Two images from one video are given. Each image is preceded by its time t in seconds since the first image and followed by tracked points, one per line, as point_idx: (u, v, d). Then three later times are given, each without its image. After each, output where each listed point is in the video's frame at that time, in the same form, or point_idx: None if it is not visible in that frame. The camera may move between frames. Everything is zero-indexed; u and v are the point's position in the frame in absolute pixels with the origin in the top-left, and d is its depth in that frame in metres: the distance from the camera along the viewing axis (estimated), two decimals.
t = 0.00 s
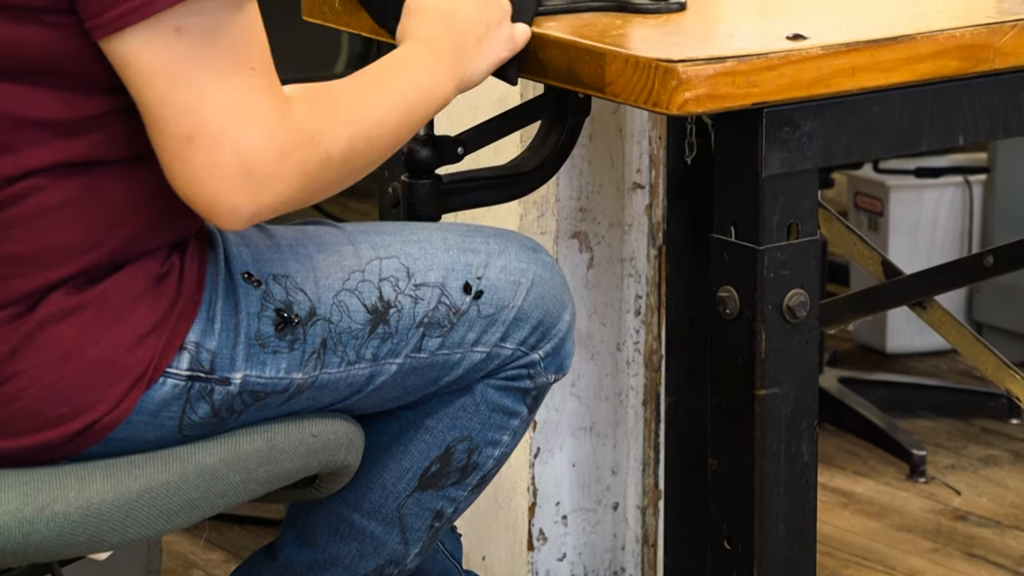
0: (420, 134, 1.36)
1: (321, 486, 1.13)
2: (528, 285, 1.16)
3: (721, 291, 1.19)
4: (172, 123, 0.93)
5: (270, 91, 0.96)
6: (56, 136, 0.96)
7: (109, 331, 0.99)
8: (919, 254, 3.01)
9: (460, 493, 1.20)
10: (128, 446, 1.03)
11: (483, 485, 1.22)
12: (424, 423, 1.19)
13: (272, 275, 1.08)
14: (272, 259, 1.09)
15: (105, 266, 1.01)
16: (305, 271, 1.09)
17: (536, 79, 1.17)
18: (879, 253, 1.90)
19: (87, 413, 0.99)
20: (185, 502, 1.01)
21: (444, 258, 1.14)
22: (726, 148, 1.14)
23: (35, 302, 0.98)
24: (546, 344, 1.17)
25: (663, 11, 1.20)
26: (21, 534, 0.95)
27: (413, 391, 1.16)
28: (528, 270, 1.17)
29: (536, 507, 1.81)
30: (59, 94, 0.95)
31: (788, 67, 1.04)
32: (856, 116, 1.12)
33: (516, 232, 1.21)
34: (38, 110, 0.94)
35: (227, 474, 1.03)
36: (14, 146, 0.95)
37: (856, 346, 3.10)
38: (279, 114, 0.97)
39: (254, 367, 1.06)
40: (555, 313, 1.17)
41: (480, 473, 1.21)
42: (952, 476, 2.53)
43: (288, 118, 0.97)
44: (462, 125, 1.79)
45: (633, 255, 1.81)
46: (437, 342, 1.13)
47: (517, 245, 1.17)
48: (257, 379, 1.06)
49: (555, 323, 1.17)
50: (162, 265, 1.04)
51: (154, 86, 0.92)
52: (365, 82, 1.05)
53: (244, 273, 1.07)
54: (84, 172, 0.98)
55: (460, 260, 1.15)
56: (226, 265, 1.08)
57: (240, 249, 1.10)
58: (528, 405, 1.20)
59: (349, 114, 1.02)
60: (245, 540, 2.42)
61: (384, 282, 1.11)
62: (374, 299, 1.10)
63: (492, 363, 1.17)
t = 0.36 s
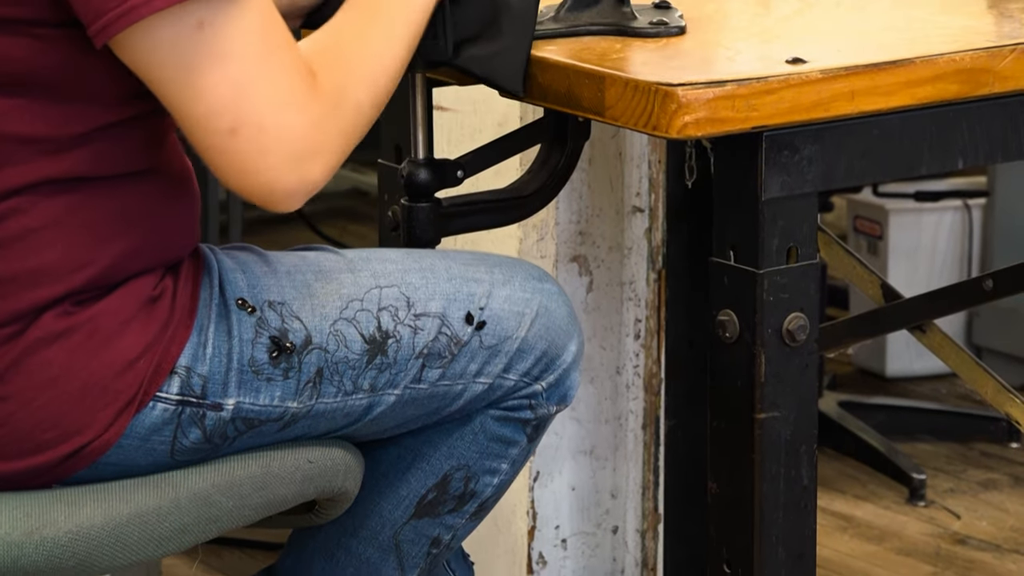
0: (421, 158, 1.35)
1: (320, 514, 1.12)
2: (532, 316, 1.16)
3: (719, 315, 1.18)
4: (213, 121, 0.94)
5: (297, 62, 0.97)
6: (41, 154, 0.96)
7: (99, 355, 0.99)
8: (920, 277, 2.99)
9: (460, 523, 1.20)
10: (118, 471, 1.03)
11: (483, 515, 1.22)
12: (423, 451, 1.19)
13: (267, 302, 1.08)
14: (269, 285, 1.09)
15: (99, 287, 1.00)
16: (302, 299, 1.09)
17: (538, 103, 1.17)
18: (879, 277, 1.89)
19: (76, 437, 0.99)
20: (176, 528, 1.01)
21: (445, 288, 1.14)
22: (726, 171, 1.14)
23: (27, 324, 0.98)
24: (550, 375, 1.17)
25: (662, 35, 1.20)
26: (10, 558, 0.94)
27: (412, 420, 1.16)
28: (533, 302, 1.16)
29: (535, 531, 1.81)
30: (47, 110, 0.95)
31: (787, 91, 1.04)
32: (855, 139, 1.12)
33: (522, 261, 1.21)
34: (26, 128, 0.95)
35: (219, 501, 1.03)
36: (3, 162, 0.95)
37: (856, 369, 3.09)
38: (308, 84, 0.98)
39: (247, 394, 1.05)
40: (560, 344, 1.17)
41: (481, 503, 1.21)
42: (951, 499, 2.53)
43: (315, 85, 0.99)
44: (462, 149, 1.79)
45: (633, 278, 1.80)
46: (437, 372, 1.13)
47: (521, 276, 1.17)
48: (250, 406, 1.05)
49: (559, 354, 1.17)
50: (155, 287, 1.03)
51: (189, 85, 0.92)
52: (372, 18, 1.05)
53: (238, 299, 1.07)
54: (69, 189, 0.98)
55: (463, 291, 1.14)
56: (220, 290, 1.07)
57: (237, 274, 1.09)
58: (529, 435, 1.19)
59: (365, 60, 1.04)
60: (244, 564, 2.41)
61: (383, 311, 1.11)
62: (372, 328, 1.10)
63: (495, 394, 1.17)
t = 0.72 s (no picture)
0: (421, 183, 1.35)
1: (319, 536, 1.12)
2: (531, 337, 1.15)
3: (719, 338, 1.18)
4: (198, 148, 0.94)
5: (290, 92, 0.97)
6: (40, 180, 0.96)
7: (97, 372, 0.98)
8: (918, 301, 2.96)
9: (459, 545, 1.20)
10: (118, 490, 1.03)
11: (482, 537, 1.21)
12: (422, 473, 1.18)
13: (266, 321, 1.07)
14: (267, 305, 1.09)
15: (98, 305, 1.00)
16: (300, 319, 1.09)
17: (536, 125, 1.18)
18: (879, 301, 1.88)
19: (75, 454, 0.99)
20: (173, 550, 1.00)
21: (443, 309, 1.14)
22: (726, 195, 1.14)
23: (25, 343, 0.97)
24: (549, 397, 1.16)
25: (663, 59, 1.20)
26: None
27: (410, 441, 1.15)
28: (532, 323, 1.16)
29: (533, 556, 1.80)
30: (48, 137, 0.95)
31: (788, 115, 1.04)
32: (854, 163, 1.12)
33: (521, 282, 1.21)
34: (26, 155, 0.95)
35: (217, 523, 1.02)
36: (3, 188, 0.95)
37: (855, 394, 3.08)
38: (300, 114, 0.98)
39: (244, 413, 1.05)
40: (559, 365, 1.16)
41: (479, 525, 1.20)
42: (951, 523, 2.52)
43: (309, 115, 0.99)
44: (462, 172, 1.79)
45: (632, 302, 1.80)
46: (436, 393, 1.13)
47: (520, 297, 1.17)
48: (248, 425, 1.05)
49: (558, 376, 1.16)
50: (154, 305, 1.03)
51: (175, 112, 0.92)
52: (383, 47, 1.05)
53: (235, 318, 1.07)
54: (72, 213, 0.98)
55: (461, 312, 1.14)
56: (218, 309, 1.07)
57: (235, 294, 1.09)
58: (527, 457, 1.19)
59: (370, 92, 1.03)
60: None
61: (381, 331, 1.11)
62: (370, 349, 1.10)
63: (494, 416, 1.16)
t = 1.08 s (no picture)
0: (421, 205, 1.36)
1: (318, 559, 1.12)
2: (531, 360, 1.15)
3: (719, 361, 1.18)
4: (215, 150, 0.93)
5: (301, 84, 0.95)
6: (36, 196, 0.96)
7: (96, 393, 0.98)
8: (919, 322, 2.86)
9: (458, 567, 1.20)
10: (117, 512, 1.02)
11: (481, 560, 1.21)
12: (421, 496, 1.18)
13: (264, 343, 1.07)
14: (266, 327, 1.08)
15: (95, 325, 1.00)
16: (300, 341, 1.09)
17: (534, 148, 1.18)
18: (879, 323, 1.87)
19: (73, 474, 0.98)
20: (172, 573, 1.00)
21: (443, 332, 1.13)
22: (727, 217, 1.14)
23: (26, 361, 0.97)
24: (549, 420, 1.16)
25: (662, 82, 1.20)
26: None
27: (410, 464, 1.15)
28: (531, 346, 1.16)
29: None
30: (41, 151, 0.95)
31: (787, 138, 1.04)
32: (853, 186, 1.12)
33: (520, 305, 1.20)
34: (22, 168, 0.94)
35: (218, 546, 1.02)
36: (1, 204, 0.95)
37: (855, 417, 3.07)
38: (315, 106, 0.96)
39: (243, 435, 1.05)
40: (559, 389, 1.16)
41: (479, 547, 1.20)
42: (951, 546, 2.51)
43: (325, 105, 0.97)
44: (462, 195, 1.79)
45: (632, 324, 1.80)
46: (436, 416, 1.12)
47: (520, 321, 1.17)
48: (246, 448, 1.05)
49: (558, 399, 1.16)
50: (151, 326, 1.03)
51: (183, 117, 0.91)
52: (393, 22, 1.02)
53: (233, 340, 1.06)
54: (65, 230, 0.98)
55: (461, 335, 1.14)
56: (217, 331, 1.07)
57: (235, 316, 1.09)
58: (526, 479, 1.19)
59: (388, 70, 1.01)
60: None
61: (381, 354, 1.10)
62: (370, 372, 1.10)
63: (493, 438, 1.16)
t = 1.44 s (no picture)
0: (421, 227, 1.37)
1: None
2: (531, 384, 1.15)
3: (719, 384, 1.18)
4: (264, 134, 0.92)
5: (340, 63, 0.95)
6: (40, 218, 0.95)
7: (96, 417, 0.98)
8: (919, 345, 2.85)
9: None
10: (115, 535, 1.02)
11: None
12: (421, 519, 1.18)
13: (264, 367, 1.07)
14: (266, 351, 1.08)
15: (95, 349, 0.99)
16: (300, 365, 1.08)
17: (533, 170, 1.18)
18: (879, 346, 1.86)
19: (72, 498, 0.97)
20: None
21: (443, 356, 1.13)
22: (726, 239, 1.14)
23: (26, 385, 0.96)
24: (550, 443, 1.16)
25: (662, 104, 1.20)
26: None
27: (410, 486, 1.15)
28: (532, 369, 1.16)
29: None
30: (45, 174, 0.95)
31: (787, 160, 1.04)
32: (853, 209, 1.12)
33: (520, 328, 1.20)
34: (27, 191, 0.94)
35: (216, 568, 1.01)
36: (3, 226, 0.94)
37: (855, 439, 3.07)
38: (359, 84, 0.96)
39: (243, 459, 1.04)
40: (560, 412, 1.16)
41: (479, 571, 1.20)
42: (951, 569, 2.50)
43: (369, 84, 0.98)
44: (461, 218, 1.79)
45: (631, 347, 1.79)
46: (436, 440, 1.12)
47: (521, 344, 1.17)
48: (246, 471, 1.04)
49: (558, 422, 1.16)
50: (151, 350, 1.03)
51: (229, 103, 0.91)
52: (440, 31, 1.05)
53: (233, 364, 1.06)
54: (70, 254, 0.98)
55: (461, 358, 1.14)
56: (217, 354, 1.07)
57: (235, 339, 1.08)
58: (527, 502, 1.18)
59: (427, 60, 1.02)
60: None
61: (381, 377, 1.10)
62: (370, 395, 1.09)
63: (495, 461, 1.16)
